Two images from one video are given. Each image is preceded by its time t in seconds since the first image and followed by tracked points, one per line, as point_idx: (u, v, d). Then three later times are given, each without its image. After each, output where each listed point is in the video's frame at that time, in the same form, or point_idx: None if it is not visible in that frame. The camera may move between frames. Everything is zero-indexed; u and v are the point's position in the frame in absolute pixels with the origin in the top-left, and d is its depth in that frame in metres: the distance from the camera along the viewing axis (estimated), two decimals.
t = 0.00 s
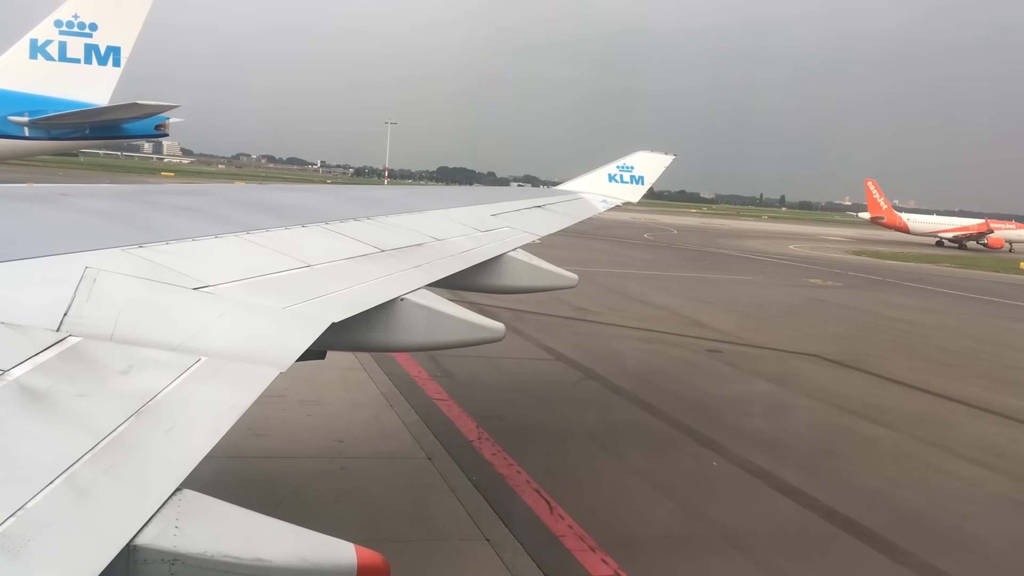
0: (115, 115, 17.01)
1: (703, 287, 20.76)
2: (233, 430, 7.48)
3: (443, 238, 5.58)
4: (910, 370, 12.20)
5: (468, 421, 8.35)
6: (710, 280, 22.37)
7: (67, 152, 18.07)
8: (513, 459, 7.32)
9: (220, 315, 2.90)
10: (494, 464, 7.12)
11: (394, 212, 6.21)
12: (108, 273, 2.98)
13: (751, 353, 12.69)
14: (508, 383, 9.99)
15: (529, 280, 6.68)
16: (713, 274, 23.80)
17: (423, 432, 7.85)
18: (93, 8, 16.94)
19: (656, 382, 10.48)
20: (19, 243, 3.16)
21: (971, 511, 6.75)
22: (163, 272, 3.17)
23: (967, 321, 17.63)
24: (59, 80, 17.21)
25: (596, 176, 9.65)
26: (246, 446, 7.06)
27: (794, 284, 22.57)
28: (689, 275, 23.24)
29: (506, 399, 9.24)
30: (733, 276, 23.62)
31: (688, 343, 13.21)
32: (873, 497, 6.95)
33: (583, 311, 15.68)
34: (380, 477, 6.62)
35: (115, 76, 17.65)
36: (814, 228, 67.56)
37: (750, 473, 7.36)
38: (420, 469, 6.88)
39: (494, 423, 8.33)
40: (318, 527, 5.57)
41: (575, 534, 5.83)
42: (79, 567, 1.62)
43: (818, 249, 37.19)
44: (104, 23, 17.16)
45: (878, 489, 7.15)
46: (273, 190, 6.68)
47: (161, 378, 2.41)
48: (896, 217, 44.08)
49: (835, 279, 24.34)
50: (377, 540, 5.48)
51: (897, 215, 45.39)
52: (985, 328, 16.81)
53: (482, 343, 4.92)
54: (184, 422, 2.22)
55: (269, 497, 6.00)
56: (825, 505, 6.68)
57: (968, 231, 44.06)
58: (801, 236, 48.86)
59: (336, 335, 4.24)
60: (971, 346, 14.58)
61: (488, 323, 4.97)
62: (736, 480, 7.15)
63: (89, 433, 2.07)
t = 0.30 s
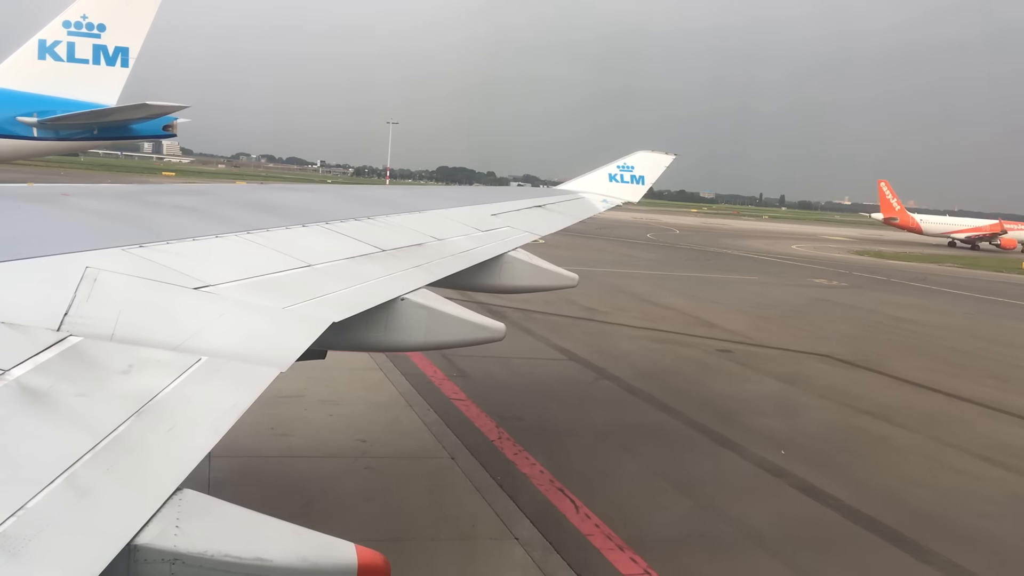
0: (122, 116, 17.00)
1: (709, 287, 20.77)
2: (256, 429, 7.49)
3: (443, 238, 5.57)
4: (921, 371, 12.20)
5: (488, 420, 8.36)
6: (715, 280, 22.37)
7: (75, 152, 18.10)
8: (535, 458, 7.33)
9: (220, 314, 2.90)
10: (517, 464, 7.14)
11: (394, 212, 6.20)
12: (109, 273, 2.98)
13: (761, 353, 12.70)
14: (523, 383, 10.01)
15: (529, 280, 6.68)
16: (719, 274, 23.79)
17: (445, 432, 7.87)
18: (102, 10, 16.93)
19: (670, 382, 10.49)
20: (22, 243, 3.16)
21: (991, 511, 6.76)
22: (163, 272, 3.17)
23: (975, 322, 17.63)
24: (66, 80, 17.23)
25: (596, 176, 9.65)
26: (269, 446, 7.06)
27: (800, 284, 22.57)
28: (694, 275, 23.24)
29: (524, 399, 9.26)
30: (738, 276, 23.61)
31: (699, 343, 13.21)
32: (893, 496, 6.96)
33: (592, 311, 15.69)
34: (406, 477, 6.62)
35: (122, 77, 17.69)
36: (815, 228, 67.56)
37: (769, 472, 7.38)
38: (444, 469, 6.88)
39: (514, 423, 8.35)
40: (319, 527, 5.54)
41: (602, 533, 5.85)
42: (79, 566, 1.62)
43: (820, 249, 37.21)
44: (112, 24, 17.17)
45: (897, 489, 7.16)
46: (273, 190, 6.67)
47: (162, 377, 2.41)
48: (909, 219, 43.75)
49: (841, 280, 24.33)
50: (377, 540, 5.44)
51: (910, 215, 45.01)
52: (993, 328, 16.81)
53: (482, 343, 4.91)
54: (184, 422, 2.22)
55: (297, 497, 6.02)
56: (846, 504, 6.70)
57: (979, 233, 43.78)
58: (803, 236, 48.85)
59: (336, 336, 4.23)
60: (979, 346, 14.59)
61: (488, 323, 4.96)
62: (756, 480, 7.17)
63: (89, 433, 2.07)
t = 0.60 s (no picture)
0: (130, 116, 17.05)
1: (715, 287, 20.77)
2: (279, 428, 7.50)
3: (444, 238, 5.57)
4: (930, 370, 12.23)
5: (507, 421, 8.37)
6: (721, 280, 22.37)
7: (84, 152, 18.35)
8: (557, 458, 7.35)
9: (220, 314, 2.90)
10: (540, 464, 7.15)
11: (395, 212, 6.21)
12: (109, 273, 2.98)
13: (771, 353, 12.72)
14: (538, 383, 10.03)
15: (529, 280, 6.67)
16: (724, 275, 23.79)
17: (466, 432, 7.88)
18: (111, 11, 16.80)
19: (683, 383, 10.51)
20: (22, 243, 3.17)
21: (1010, 511, 6.80)
22: (163, 272, 3.17)
23: (981, 322, 17.64)
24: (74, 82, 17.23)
25: (596, 177, 9.65)
26: (293, 446, 7.06)
27: (805, 284, 22.56)
28: (700, 275, 23.25)
29: (540, 399, 9.28)
30: (743, 276, 23.61)
31: (708, 343, 13.23)
32: (912, 496, 7.00)
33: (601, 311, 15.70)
34: (430, 477, 6.64)
35: (130, 78, 17.66)
36: (817, 228, 67.58)
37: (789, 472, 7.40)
38: (467, 469, 6.89)
39: (533, 423, 8.37)
40: (321, 527, 5.51)
41: (628, 533, 5.86)
42: (79, 566, 1.62)
43: (823, 249, 37.23)
44: (121, 25, 17.02)
45: (915, 489, 7.18)
46: (274, 190, 6.69)
47: (161, 378, 2.41)
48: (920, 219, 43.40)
49: (846, 280, 24.34)
50: (378, 539, 5.42)
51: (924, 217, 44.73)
52: (1000, 328, 16.83)
53: (482, 343, 4.91)
54: (185, 422, 2.22)
55: (326, 497, 6.02)
56: (867, 504, 6.74)
57: (992, 233, 43.49)
58: (805, 236, 48.85)
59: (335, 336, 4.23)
60: (987, 346, 14.60)
61: (488, 323, 4.96)
62: (776, 479, 7.20)
63: (89, 433, 2.07)
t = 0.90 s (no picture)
0: (139, 116, 17.09)
1: (720, 287, 20.76)
2: (300, 428, 7.51)
3: (444, 238, 5.57)
4: (940, 370, 12.23)
5: (525, 420, 8.39)
6: (727, 280, 22.37)
7: (92, 152, 18.39)
8: (578, 458, 7.37)
9: (220, 315, 2.90)
10: (561, 464, 7.17)
11: (395, 212, 6.21)
12: (109, 273, 2.98)
13: (781, 353, 12.72)
14: (552, 383, 10.03)
15: (528, 280, 6.67)
16: (729, 275, 23.77)
17: (486, 432, 7.90)
18: (119, 11, 16.58)
19: (697, 383, 10.50)
20: (22, 243, 3.17)
21: None
22: (163, 272, 3.17)
23: (988, 322, 17.64)
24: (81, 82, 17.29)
25: (596, 177, 9.65)
26: (316, 446, 7.07)
27: (811, 284, 22.55)
28: (705, 275, 23.24)
29: (556, 399, 9.29)
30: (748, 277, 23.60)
31: (718, 343, 13.23)
32: (931, 495, 7.02)
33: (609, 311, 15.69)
34: (455, 477, 6.66)
35: (139, 78, 17.59)
36: (818, 228, 67.55)
37: (809, 472, 7.42)
38: (489, 469, 6.92)
39: (550, 423, 8.38)
40: (323, 527, 5.48)
41: (654, 532, 5.90)
42: (79, 567, 1.62)
43: (826, 249, 37.23)
44: (129, 26, 16.86)
45: (934, 488, 7.20)
46: (275, 190, 6.70)
47: (161, 378, 2.41)
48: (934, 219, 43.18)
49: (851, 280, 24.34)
50: (378, 539, 5.41)
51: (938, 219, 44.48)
52: (1006, 329, 16.84)
53: (482, 343, 4.91)
54: (185, 422, 2.22)
55: (353, 497, 6.04)
56: (887, 504, 6.77)
57: (1004, 234, 43.26)
58: (807, 236, 48.83)
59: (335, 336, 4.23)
60: (995, 347, 14.61)
61: (488, 323, 4.95)
62: (795, 479, 7.23)
63: (89, 433, 2.07)
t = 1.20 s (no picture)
0: (146, 117, 17.06)
1: (726, 287, 20.76)
2: (322, 428, 7.56)
3: (445, 238, 5.57)
4: (949, 370, 12.24)
5: (543, 420, 8.43)
6: (732, 280, 22.36)
7: (99, 152, 18.21)
8: (598, 458, 7.41)
9: (220, 314, 2.90)
10: (582, 464, 7.22)
11: (396, 212, 6.21)
12: (109, 273, 2.98)
13: (791, 353, 12.72)
14: (567, 383, 10.05)
15: (529, 280, 6.67)
16: (734, 275, 23.75)
17: (506, 432, 7.94)
18: (126, 11, 16.95)
19: (710, 383, 10.51)
20: (22, 242, 3.17)
21: None
22: (163, 271, 3.17)
23: (995, 322, 17.63)
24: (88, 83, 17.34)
25: (596, 176, 9.65)
26: (338, 445, 7.11)
27: (816, 284, 22.53)
28: (709, 276, 23.24)
29: (572, 399, 9.32)
30: (753, 277, 23.59)
31: (728, 343, 13.24)
32: (951, 495, 7.04)
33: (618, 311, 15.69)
34: (479, 476, 6.71)
35: (145, 78, 17.77)
36: (819, 227, 67.51)
37: (828, 472, 7.46)
38: (511, 469, 6.96)
39: (568, 423, 8.42)
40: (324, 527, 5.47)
41: (679, 532, 5.95)
42: (79, 567, 1.62)
43: (828, 249, 37.24)
44: (136, 26, 17.18)
45: (952, 488, 7.23)
46: (275, 190, 6.70)
47: (161, 378, 2.41)
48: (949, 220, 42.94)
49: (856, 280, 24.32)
50: (378, 538, 5.40)
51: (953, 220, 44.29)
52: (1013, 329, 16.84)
53: (482, 343, 4.90)
54: (185, 422, 2.22)
55: (378, 496, 6.07)
56: (908, 504, 6.80)
57: (1014, 234, 43.15)
58: (809, 236, 48.85)
59: (334, 335, 4.24)
60: (1002, 347, 14.61)
61: (488, 323, 4.94)
62: (815, 479, 7.26)
63: (89, 433, 2.07)
